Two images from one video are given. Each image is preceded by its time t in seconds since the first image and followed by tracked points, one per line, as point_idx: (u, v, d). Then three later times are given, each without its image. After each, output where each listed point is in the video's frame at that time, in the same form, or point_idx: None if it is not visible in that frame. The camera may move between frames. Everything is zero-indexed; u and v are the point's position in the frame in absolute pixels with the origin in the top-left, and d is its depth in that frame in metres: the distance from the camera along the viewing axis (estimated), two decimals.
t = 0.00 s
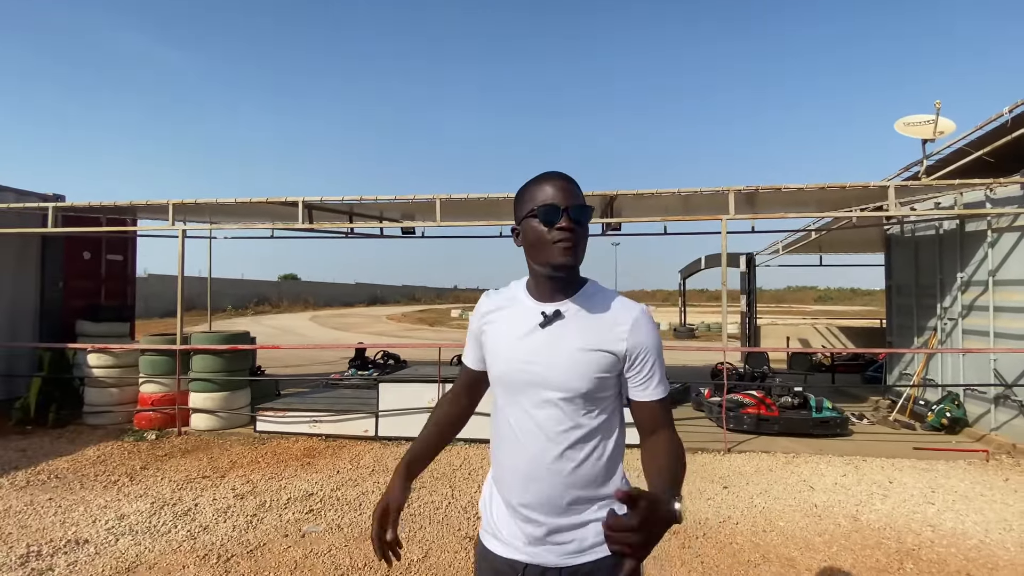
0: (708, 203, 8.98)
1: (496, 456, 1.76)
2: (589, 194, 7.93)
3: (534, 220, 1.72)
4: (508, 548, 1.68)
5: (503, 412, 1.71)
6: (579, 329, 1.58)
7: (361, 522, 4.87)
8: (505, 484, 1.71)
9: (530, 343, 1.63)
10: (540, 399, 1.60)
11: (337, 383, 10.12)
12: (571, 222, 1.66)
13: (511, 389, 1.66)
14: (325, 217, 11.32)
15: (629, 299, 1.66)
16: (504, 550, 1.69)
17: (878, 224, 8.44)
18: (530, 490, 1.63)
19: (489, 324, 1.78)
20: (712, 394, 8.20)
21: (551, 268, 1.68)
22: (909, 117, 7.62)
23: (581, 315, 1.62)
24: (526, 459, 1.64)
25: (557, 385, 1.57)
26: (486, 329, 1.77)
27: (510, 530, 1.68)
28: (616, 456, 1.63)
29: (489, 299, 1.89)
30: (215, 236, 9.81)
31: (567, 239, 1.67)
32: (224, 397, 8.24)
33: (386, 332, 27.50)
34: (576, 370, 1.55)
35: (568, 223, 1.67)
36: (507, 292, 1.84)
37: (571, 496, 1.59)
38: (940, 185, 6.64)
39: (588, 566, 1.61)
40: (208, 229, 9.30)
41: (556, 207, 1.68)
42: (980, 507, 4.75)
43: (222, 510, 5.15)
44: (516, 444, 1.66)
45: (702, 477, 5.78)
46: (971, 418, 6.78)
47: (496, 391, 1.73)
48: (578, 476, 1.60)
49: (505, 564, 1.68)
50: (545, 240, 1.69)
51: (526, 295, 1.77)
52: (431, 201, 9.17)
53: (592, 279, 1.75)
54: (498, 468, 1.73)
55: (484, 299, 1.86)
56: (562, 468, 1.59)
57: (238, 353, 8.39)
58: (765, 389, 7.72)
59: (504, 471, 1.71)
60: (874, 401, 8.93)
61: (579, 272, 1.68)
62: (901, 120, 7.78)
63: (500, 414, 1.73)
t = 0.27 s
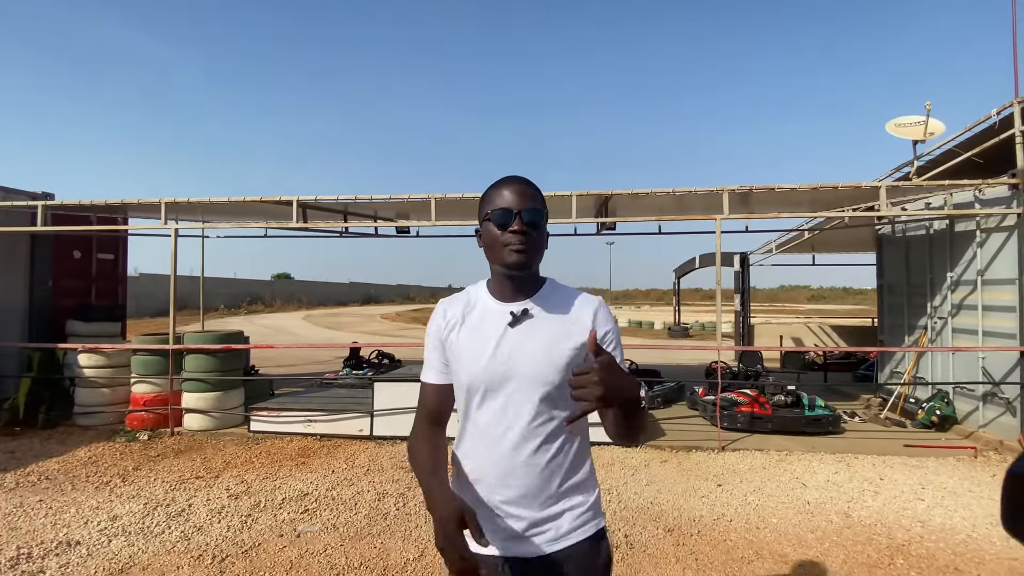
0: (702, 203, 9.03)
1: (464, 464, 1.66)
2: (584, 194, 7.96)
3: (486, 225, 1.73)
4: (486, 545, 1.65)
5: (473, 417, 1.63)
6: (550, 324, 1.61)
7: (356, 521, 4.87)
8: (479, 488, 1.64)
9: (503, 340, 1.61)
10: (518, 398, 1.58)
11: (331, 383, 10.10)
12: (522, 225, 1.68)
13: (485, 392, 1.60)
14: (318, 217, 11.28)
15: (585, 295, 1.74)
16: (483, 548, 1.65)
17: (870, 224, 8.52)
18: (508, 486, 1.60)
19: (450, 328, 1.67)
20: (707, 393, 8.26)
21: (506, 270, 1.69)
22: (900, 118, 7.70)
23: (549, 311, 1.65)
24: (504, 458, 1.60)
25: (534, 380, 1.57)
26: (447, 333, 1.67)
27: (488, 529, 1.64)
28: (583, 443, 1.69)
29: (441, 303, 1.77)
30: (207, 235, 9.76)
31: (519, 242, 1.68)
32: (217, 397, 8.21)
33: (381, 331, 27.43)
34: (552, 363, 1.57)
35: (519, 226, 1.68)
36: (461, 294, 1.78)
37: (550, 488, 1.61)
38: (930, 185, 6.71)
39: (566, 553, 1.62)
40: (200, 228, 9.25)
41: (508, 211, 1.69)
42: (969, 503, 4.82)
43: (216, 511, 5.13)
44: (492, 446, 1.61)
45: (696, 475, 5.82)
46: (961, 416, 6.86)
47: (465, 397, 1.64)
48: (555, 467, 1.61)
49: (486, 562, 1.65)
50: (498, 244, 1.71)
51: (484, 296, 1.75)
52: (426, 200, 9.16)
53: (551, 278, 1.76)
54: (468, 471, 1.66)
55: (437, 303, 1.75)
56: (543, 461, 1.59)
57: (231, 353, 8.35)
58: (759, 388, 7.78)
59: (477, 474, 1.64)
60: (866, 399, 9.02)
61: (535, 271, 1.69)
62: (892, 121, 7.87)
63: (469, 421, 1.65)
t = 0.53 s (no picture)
0: (694, 203, 9.09)
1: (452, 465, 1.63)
2: (578, 193, 7.96)
3: (464, 225, 1.72)
4: (482, 545, 1.60)
5: (462, 418, 1.61)
6: (536, 324, 1.63)
7: (350, 521, 4.85)
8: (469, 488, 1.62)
9: (492, 340, 1.60)
10: (508, 397, 1.58)
11: (322, 382, 10.04)
12: (500, 223, 1.67)
13: (473, 393, 1.59)
14: (310, 215, 11.21)
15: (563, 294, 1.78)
16: (478, 548, 1.61)
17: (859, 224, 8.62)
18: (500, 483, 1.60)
19: (434, 328, 1.64)
20: (699, 391, 8.31)
21: (487, 269, 1.68)
22: (890, 119, 7.78)
23: (534, 310, 1.66)
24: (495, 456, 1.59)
25: (524, 378, 1.58)
26: (430, 334, 1.63)
27: (484, 529, 1.60)
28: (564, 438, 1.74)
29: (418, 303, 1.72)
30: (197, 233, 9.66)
31: (500, 241, 1.67)
32: (207, 396, 8.13)
33: (372, 330, 27.31)
34: (540, 361, 1.60)
35: (497, 224, 1.67)
36: (439, 294, 1.75)
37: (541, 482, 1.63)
38: (918, 186, 6.80)
39: (559, 541, 1.65)
40: (189, 226, 9.15)
41: (486, 210, 1.68)
42: (957, 498, 4.89)
43: (207, 511, 5.08)
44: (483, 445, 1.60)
45: (688, 473, 5.86)
46: (948, 413, 6.96)
47: (452, 398, 1.60)
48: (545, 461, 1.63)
49: (478, 561, 1.61)
50: (478, 243, 1.69)
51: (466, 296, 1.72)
52: (419, 199, 9.13)
53: (533, 277, 1.76)
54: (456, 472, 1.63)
55: (415, 304, 1.69)
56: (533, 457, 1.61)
57: (221, 352, 8.27)
58: (750, 386, 7.84)
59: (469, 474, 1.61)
60: (855, 397, 9.13)
61: (515, 269, 1.69)
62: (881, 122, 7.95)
63: (456, 422, 1.62)
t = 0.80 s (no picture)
0: (683, 202, 9.15)
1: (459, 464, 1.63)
2: (569, 191, 7.98)
3: (474, 222, 1.71)
4: (490, 546, 1.60)
5: (470, 416, 1.60)
6: (547, 323, 1.62)
7: (342, 521, 4.80)
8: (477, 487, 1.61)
9: (502, 339, 1.59)
10: (518, 395, 1.57)
11: (310, 381, 9.94)
12: (510, 220, 1.65)
13: (483, 391, 1.58)
14: (297, 212, 11.08)
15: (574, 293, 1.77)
16: (486, 548, 1.61)
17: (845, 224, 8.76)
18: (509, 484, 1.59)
19: (444, 327, 1.63)
20: (688, 388, 8.38)
21: (497, 267, 1.67)
22: (875, 121, 7.91)
23: (545, 309, 1.66)
24: (504, 456, 1.59)
25: (534, 378, 1.57)
26: (441, 331, 1.62)
27: (492, 529, 1.61)
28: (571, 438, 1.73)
29: (428, 300, 1.72)
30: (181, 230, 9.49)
31: (510, 240, 1.66)
32: (192, 396, 8.02)
33: (358, 329, 27.09)
34: (550, 361, 1.59)
35: (507, 221, 1.66)
36: (450, 291, 1.74)
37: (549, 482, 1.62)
38: (903, 187, 6.92)
39: (568, 542, 1.65)
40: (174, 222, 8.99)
41: (496, 207, 1.67)
42: (942, 493, 5.00)
43: (195, 512, 5.00)
44: (491, 444, 1.59)
45: (679, 469, 5.90)
46: (931, 410, 7.11)
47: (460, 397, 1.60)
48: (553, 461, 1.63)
49: (487, 560, 1.61)
50: (487, 241, 1.68)
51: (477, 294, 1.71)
52: (409, 196, 9.07)
53: (544, 276, 1.75)
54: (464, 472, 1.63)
55: (425, 301, 1.69)
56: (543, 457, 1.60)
57: (207, 351, 8.14)
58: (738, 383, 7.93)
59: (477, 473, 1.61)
60: (840, 394, 9.28)
61: (526, 267, 1.68)
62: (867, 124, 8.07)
63: (464, 421, 1.61)
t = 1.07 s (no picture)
0: (672, 201, 9.21)
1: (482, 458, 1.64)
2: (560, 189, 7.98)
3: (496, 223, 1.73)
4: (508, 543, 1.60)
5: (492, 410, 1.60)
6: (573, 320, 1.63)
7: (334, 521, 4.75)
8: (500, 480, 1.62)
9: (527, 334, 1.61)
10: (540, 391, 1.57)
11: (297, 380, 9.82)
12: (529, 221, 1.66)
13: (506, 385, 1.59)
14: (284, 209, 10.93)
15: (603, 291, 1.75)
16: (505, 545, 1.61)
17: (830, 223, 8.89)
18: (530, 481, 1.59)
19: (469, 321, 1.66)
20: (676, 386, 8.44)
21: (518, 267, 1.69)
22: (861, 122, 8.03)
23: (571, 307, 1.66)
24: (527, 452, 1.59)
25: (558, 373, 1.57)
26: (466, 326, 1.66)
27: (511, 526, 1.61)
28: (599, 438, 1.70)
29: (457, 297, 1.76)
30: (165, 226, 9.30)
31: (531, 239, 1.67)
32: (177, 396, 7.86)
33: (343, 327, 26.83)
34: (575, 357, 1.59)
35: (526, 222, 1.67)
36: (478, 289, 1.78)
37: (571, 480, 1.61)
38: (889, 187, 7.04)
39: (588, 546, 1.63)
40: (157, 218, 8.80)
41: (517, 208, 1.67)
42: (927, 488, 5.11)
43: (183, 514, 4.91)
44: (513, 437, 1.59)
45: (671, 466, 5.95)
46: (914, 406, 7.25)
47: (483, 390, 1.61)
48: (577, 461, 1.61)
49: (505, 558, 1.61)
50: (509, 241, 1.70)
51: (501, 292, 1.73)
52: (400, 194, 9.00)
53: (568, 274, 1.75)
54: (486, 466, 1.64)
55: (453, 297, 1.74)
56: (565, 454, 1.59)
57: (193, 350, 7.98)
58: (726, 381, 8.01)
59: (499, 467, 1.61)
60: (825, 390, 9.43)
61: (549, 267, 1.69)
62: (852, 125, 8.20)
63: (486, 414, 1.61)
